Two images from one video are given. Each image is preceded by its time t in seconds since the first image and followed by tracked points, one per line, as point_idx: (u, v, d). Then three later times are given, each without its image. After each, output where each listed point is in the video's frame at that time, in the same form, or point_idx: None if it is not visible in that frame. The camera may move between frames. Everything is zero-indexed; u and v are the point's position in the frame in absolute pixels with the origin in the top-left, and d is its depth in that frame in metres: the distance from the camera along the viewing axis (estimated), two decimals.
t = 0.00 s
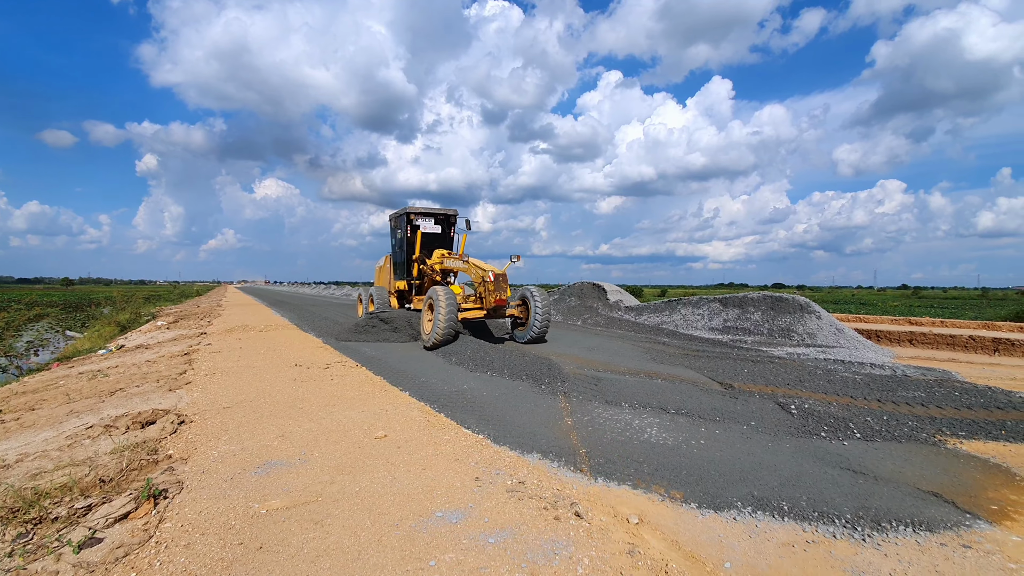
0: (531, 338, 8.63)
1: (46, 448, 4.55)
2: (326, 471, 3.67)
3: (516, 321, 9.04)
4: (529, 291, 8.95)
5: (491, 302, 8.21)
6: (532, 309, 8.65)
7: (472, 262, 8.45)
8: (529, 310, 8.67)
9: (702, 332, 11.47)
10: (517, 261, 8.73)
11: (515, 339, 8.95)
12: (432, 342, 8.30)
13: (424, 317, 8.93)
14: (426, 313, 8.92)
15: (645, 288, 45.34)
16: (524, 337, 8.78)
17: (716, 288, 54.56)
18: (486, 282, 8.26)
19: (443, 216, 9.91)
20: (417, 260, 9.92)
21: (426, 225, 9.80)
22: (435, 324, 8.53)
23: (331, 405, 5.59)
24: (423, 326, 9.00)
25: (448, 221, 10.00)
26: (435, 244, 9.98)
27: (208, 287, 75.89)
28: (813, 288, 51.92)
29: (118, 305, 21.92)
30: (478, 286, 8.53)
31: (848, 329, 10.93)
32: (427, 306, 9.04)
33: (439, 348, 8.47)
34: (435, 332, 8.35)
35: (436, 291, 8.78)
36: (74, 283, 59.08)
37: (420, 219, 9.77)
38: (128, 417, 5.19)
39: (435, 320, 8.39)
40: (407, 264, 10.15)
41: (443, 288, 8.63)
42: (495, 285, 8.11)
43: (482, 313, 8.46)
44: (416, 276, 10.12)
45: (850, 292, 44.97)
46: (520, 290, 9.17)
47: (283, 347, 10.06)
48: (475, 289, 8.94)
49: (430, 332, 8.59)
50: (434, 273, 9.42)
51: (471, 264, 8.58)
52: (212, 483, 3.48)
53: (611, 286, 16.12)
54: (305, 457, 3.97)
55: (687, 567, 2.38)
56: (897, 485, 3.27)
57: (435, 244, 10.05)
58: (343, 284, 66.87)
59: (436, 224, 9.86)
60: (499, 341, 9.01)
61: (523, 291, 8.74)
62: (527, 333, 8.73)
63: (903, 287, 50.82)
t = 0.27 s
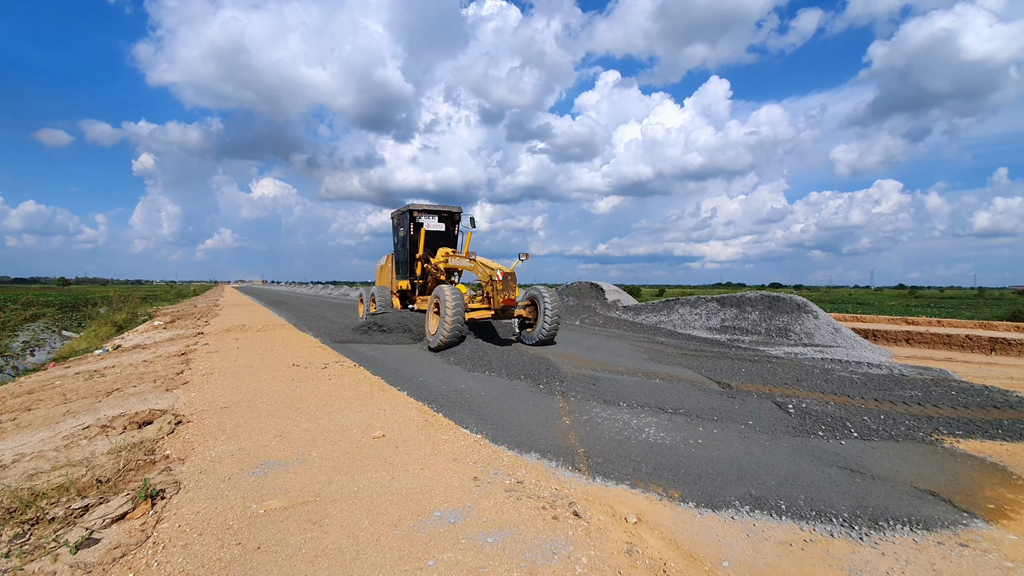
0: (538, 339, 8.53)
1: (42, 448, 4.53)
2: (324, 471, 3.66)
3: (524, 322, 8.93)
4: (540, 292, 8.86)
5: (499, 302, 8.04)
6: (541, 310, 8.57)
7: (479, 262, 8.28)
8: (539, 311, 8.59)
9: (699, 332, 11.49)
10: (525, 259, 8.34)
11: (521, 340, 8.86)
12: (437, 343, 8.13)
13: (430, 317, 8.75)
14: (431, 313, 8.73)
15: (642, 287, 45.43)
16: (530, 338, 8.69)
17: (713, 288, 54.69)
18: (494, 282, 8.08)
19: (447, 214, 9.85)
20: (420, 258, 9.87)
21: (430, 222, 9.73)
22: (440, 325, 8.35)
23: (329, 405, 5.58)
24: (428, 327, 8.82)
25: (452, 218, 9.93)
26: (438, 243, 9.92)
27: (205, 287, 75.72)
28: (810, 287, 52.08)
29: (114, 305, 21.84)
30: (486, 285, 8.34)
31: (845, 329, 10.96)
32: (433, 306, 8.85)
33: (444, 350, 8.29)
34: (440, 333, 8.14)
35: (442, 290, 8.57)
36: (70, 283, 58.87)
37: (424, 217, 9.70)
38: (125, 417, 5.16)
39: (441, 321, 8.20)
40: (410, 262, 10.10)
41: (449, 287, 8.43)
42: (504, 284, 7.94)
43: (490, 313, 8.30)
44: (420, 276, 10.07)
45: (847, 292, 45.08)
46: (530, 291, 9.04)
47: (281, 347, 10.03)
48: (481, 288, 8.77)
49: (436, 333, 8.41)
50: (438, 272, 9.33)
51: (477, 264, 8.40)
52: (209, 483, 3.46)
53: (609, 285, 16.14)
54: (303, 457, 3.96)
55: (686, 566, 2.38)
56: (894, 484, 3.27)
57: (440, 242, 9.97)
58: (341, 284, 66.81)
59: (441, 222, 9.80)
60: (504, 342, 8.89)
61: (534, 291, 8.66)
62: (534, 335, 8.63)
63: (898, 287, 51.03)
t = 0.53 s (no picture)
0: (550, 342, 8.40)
1: (42, 448, 4.52)
2: (324, 470, 3.66)
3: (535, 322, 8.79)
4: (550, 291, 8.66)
5: (509, 302, 7.79)
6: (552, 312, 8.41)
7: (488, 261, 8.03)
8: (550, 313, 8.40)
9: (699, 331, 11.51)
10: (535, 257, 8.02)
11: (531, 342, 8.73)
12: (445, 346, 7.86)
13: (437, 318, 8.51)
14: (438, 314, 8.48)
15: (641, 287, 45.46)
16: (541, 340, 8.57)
17: (712, 288, 54.73)
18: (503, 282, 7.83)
19: (452, 211, 9.86)
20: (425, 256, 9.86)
21: (435, 220, 9.72)
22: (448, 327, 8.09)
23: (329, 404, 5.57)
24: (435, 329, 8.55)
25: (457, 215, 9.99)
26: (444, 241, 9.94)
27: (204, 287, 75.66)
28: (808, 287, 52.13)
29: (114, 305, 21.80)
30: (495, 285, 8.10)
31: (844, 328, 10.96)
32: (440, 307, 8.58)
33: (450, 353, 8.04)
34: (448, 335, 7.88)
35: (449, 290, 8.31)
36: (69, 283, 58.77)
37: (429, 214, 9.70)
38: (124, 417, 5.16)
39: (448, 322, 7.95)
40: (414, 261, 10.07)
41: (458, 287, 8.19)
42: (513, 284, 7.67)
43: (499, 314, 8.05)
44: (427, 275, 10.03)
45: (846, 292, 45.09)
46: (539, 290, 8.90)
47: (281, 347, 10.01)
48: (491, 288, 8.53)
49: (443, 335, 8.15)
50: (444, 271, 9.24)
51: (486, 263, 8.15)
52: (209, 482, 3.46)
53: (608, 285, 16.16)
54: (302, 456, 3.96)
55: (686, 564, 2.38)
56: (893, 483, 3.29)
57: (445, 240, 9.95)
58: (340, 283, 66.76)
59: (446, 219, 9.82)
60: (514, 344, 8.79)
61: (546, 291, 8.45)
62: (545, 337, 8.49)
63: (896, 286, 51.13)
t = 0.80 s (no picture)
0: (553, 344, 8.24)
1: (31, 450, 4.46)
2: (318, 470, 3.64)
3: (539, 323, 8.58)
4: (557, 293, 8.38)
5: (514, 302, 7.53)
6: (558, 315, 8.20)
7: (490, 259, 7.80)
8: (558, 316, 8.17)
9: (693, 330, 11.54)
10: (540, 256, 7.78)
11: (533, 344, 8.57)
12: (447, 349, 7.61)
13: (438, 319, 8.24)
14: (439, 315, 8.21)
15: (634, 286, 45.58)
16: (544, 342, 8.42)
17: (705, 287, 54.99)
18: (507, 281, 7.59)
19: (453, 208, 9.71)
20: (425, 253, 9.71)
21: (435, 217, 9.57)
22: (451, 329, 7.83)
23: (322, 404, 5.55)
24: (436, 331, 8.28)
25: (458, 211, 9.81)
26: (444, 239, 9.80)
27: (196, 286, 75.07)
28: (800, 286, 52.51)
29: (104, 305, 21.57)
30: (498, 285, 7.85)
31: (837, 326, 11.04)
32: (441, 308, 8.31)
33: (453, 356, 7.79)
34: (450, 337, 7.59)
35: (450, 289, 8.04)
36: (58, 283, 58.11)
37: (429, 211, 9.54)
38: (115, 418, 5.11)
39: (450, 324, 7.69)
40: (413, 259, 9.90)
41: (460, 287, 7.96)
42: (517, 283, 7.43)
43: (502, 314, 7.81)
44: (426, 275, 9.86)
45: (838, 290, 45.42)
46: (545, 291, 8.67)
47: (274, 347, 9.96)
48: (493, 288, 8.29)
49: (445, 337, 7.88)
50: (444, 269, 9.09)
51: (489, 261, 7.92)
52: (202, 483, 3.44)
53: (602, 284, 16.18)
54: (296, 457, 3.94)
55: (679, 561, 2.39)
56: (884, 479, 3.32)
57: (446, 237, 9.84)
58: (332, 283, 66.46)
59: (446, 216, 9.68)
60: (516, 344, 8.67)
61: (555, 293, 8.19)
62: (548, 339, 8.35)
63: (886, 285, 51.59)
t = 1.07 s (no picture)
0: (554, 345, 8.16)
1: (11, 452, 4.37)
2: (307, 470, 3.61)
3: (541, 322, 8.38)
4: (564, 296, 8.08)
5: (515, 302, 7.39)
6: (563, 320, 8.01)
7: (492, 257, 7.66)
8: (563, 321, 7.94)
9: (682, 328, 11.63)
10: (542, 254, 7.69)
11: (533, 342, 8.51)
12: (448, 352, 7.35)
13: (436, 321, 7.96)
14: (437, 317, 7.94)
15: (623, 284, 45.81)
16: (543, 341, 8.36)
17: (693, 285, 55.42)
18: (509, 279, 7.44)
19: (449, 204, 9.61)
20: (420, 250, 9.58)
21: (431, 213, 9.49)
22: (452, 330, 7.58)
23: (311, 404, 5.51)
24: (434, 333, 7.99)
25: (454, 207, 9.71)
26: (439, 235, 9.68)
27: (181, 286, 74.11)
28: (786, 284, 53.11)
29: (86, 305, 21.20)
30: (499, 283, 7.71)
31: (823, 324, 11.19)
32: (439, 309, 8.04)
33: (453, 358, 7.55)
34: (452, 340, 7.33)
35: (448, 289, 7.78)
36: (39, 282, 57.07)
37: (424, 207, 9.44)
38: (98, 419, 5.02)
39: (451, 325, 7.43)
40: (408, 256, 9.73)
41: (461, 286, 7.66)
42: (520, 281, 7.29)
43: (504, 314, 7.66)
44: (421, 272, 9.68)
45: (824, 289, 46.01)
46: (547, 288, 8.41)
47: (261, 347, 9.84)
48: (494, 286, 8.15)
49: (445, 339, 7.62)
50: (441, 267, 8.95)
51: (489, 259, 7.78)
52: (187, 484, 3.39)
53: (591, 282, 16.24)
54: (283, 456, 3.91)
55: (668, 557, 2.41)
56: (869, 474, 3.37)
57: (441, 235, 9.74)
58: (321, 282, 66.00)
59: (442, 212, 9.58)
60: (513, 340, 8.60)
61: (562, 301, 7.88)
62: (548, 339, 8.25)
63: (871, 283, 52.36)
